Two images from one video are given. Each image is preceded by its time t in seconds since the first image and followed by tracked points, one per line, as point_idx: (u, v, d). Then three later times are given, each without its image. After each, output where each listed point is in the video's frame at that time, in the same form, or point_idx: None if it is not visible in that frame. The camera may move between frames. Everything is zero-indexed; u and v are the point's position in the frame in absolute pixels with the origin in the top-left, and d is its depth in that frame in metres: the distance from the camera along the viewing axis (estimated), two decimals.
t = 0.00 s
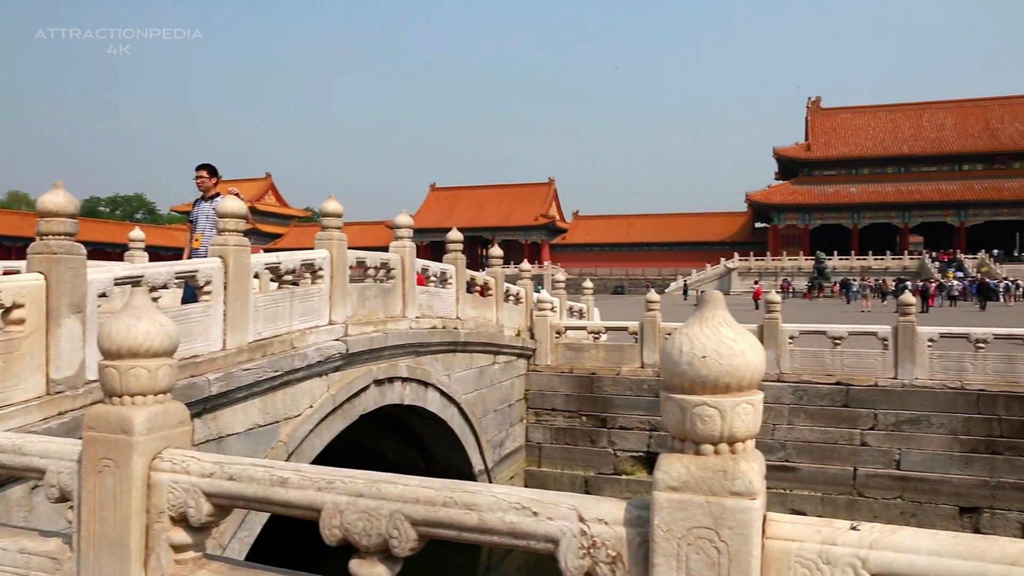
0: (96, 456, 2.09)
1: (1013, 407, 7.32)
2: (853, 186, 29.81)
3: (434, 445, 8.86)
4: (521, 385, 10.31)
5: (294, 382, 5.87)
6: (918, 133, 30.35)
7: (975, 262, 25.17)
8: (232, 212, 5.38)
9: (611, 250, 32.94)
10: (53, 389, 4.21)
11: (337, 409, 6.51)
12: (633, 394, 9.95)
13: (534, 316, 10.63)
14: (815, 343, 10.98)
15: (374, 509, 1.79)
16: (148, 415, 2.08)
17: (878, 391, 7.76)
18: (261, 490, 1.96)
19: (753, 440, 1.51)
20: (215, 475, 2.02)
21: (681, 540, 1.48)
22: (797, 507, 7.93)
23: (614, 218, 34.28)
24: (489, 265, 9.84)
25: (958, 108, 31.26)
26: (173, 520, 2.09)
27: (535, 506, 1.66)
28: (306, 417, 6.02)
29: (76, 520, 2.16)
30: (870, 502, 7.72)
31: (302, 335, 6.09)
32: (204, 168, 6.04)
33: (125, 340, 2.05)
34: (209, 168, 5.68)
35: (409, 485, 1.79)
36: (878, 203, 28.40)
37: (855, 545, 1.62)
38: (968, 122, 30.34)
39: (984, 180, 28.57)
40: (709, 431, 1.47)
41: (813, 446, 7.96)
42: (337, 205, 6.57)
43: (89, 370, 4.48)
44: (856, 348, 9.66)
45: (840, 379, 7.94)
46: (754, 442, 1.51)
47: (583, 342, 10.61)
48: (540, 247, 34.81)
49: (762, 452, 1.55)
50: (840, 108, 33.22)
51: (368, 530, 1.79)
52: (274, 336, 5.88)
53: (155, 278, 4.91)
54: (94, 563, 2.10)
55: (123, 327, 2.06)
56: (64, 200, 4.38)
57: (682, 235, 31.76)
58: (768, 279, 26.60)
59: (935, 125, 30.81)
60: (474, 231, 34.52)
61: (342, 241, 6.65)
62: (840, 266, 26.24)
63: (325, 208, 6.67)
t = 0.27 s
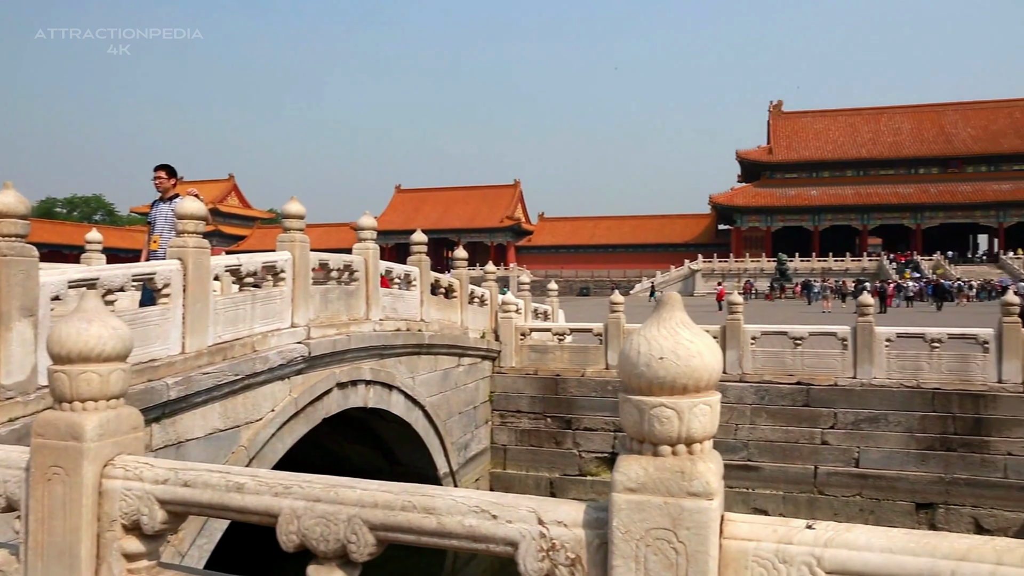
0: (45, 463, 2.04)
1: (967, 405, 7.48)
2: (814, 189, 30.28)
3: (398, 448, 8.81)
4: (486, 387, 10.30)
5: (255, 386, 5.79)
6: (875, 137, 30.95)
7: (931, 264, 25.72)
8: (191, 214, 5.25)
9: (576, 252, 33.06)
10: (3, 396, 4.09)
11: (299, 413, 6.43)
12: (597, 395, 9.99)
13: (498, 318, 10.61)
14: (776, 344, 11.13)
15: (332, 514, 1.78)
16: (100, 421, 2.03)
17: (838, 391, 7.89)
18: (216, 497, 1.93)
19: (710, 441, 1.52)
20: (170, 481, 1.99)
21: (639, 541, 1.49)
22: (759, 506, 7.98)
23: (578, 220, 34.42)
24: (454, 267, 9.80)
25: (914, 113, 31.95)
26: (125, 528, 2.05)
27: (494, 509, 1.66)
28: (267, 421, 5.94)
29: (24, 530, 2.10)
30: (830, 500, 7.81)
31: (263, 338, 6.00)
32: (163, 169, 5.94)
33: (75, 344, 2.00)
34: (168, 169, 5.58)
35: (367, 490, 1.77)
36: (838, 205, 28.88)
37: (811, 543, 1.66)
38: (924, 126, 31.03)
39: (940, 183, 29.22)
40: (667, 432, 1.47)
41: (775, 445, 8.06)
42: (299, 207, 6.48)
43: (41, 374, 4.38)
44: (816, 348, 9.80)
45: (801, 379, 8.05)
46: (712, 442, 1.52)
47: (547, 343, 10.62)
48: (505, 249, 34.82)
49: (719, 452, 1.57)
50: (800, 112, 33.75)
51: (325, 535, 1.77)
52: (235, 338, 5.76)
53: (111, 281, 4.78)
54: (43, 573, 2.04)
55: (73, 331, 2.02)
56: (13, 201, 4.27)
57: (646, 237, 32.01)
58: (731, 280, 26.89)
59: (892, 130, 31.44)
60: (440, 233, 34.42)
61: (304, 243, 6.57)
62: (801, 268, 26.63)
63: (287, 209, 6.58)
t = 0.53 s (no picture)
0: None
1: (929, 403, 7.61)
2: (781, 191, 30.64)
3: (367, 450, 8.75)
4: (456, 389, 10.27)
5: (221, 388, 5.72)
6: (841, 140, 31.40)
7: (894, 265, 26.15)
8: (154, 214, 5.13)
9: (546, 253, 33.12)
10: None
11: (266, 415, 6.35)
12: (567, 396, 10.01)
13: (468, 319, 10.58)
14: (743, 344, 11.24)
15: (294, 518, 1.76)
16: (55, 425, 1.98)
17: (804, 390, 7.97)
18: (175, 502, 1.89)
19: (672, 441, 1.53)
20: (127, 486, 1.95)
21: (603, 543, 1.50)
22: (727, 505, 8.08)
23: (548, 222, 34.49)
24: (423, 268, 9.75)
25: (877, 116, 32.49)
26: (81, 536, 2.00)
27: (458, 512, 1.65)
28: (234, 424, 5.87)
29: None
30: (796, 499, 7.92)
31: (229, 340, 5.91)
32: (125, 168, 5.83)
33: (29, 346, 1.96)
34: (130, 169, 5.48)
35: (330, 493, 1.76)
36: (804, 207, 29.25)
37: (774, 542, 1.69)
38: (887, 130, 31.56)
39: (903, 186, 29.73)
40: (630, 433, 1.48)
41: (742, 444, 8.13)
42: (266, 208, 6.40)
43: None
44: (782, 348, 9.92)
45: (768, 379, 8.13)
46: (674, 443, 1.53)
47: (517, 345, 10.61)
48: (476, 250, 34.79)
49: (683, 452, 1.58)
50: (767, 115, 34.13)
51: (287, 539, 1.75)
52: (200, 341, 5.67)
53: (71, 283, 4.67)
54: None
55: (27, 333, 1.97)
56: None
57: (616, 238, 32.17)
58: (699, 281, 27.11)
59: (857, 133, 31.93)
60: (410, 234, 34.29)
61: (271, 244, 6.50)
62: (769, 269, 26.93)
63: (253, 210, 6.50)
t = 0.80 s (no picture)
0: None
1: (895, 402, 7.72)
2: (751, 192, 30.93)
3: (338, 452, 8.69)
4: (428, 389, 10.24)
5: (188, 390, 5.64)
6: (810, 143, 31.78)
7: (862, 265, 26.50)
8: (120, 214, 5.03)
9: (519, 254, 33.13)
10: None
11: (235, 418, 6.28)
12: (539, 396, 10.02)
13: (440, 320, 10.54)
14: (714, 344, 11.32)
15: (258, 522, 1.77)
16: (12, 430, 1.94)
17: (773, 389, 8.05)
18: (137, 506, 1.87)
19: (639, 442, 1.57)
20: (87, 492, 1.92)
21: (570, 544, 1.53)
22: (698, 503, 8.13)
23: (521, 222, 34.52)
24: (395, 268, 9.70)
25: (846, 119, 32.94)
26: (39, 543, 1.97)
27: (424, 514, 1.68)
28: (202, 426, 5.79)
29: None
30: (766, 497, 7.98)
31: (197, 342, 5.83)
32: (89, 167, 5.74)
33: None
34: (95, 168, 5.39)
35: (295, 496, 1.77)
36: (774, 208, 29.55)
37: (740, 542, 1.71)
38: (856, 132, 32.00)
39: (870, 187, 30.15)
40: (597, 433, 1.52)
41: (713, 444, 8.18)
42: (235, 207, 6.32)
43: None
44: (753, 348, 10.00)
45: (738, 378, 8.19)
46: (640, 444, 1.57)
47: (489, 345, 10.61)
48: (448, 251, 34.72)
49: (649, 452, 1.62)
50: (738, 117, 34.44)
51: (252, 543, 1.76)
52: (167, 342, 5.58)
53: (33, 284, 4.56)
54: None
55: None
56: None
57: (589, 239, 32.28)
58: (671, 281, 27.27)
59: (826, 135, 32.34)
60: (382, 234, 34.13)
61: (240, 244, 6.42)
62: (740, 269, 27.16)
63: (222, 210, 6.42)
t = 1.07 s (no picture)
0: None
1: (864, 401, 7.81)
2: (724, 194, 31.17)
3: (311, 454, 8.62)
4: (401, 391, 10.19)
5: (157, 393, 5.56)
6: (781, 145, 32.12)
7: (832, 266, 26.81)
8: (85, 214, 4.93)
9: (493, 254, 33.11)
10: None
11: (205, 420, 6.20)
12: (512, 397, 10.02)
13: (413, 321, 10.49)
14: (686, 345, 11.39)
15: (223, 527, 1.77)
16: None
17: (745, 389, 8.11)
18: (99, 512, 1.86)
19: (608, 442, 1.61)
20: (47, 498, 1.90)
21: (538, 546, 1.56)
22: (671, 503, 8.17)
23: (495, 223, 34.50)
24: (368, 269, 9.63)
25: (816, 121, 33.33)
26: None
27: (392, 517, 1.70)
28: (170, 429, 5.71)
29: None
30: (738, 496, 8.05)
31: (165, 343, 5.74)
32: (54, 166, 5.64)
33: None
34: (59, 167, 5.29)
35: (261, 500, 1.78)
36: (746, 209, 29.81)
37: (707, 542, 1.72)
38: (826, 135, 32.39)
39: (840, 189, 30.53)
40: (565, 434, 1.56)
41: (686, 443, 8.23)
42: (205, 207, 6.24)
43: None
44: (725, 348, 10.07)
45: (711, 378, 8.24)
46: (609, 445, 1.61)
47: (463, 346, 10.58)
48: (422, 251, 34.64)
49: (616, 453, 1.65)
50: (711, 119, 34.71)
51: (217, 548, 1.76)
52: (135, 344, 5.49)
53: None
54: None
55: None
56: None
57: (563, 240, 32.35)
58: (645, 282, 27.40)
59: (797, 137, 32.69)
60: (356, 235, 33.95)
61: (210, 244, 6.34)
62: (712, 270, 27.36)
63: (192, 210, 6.33)
